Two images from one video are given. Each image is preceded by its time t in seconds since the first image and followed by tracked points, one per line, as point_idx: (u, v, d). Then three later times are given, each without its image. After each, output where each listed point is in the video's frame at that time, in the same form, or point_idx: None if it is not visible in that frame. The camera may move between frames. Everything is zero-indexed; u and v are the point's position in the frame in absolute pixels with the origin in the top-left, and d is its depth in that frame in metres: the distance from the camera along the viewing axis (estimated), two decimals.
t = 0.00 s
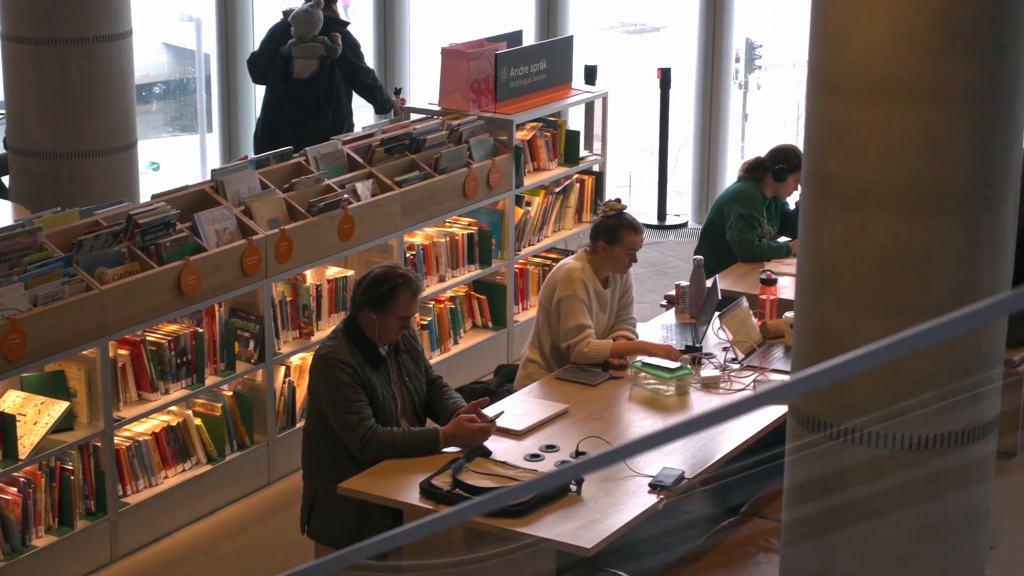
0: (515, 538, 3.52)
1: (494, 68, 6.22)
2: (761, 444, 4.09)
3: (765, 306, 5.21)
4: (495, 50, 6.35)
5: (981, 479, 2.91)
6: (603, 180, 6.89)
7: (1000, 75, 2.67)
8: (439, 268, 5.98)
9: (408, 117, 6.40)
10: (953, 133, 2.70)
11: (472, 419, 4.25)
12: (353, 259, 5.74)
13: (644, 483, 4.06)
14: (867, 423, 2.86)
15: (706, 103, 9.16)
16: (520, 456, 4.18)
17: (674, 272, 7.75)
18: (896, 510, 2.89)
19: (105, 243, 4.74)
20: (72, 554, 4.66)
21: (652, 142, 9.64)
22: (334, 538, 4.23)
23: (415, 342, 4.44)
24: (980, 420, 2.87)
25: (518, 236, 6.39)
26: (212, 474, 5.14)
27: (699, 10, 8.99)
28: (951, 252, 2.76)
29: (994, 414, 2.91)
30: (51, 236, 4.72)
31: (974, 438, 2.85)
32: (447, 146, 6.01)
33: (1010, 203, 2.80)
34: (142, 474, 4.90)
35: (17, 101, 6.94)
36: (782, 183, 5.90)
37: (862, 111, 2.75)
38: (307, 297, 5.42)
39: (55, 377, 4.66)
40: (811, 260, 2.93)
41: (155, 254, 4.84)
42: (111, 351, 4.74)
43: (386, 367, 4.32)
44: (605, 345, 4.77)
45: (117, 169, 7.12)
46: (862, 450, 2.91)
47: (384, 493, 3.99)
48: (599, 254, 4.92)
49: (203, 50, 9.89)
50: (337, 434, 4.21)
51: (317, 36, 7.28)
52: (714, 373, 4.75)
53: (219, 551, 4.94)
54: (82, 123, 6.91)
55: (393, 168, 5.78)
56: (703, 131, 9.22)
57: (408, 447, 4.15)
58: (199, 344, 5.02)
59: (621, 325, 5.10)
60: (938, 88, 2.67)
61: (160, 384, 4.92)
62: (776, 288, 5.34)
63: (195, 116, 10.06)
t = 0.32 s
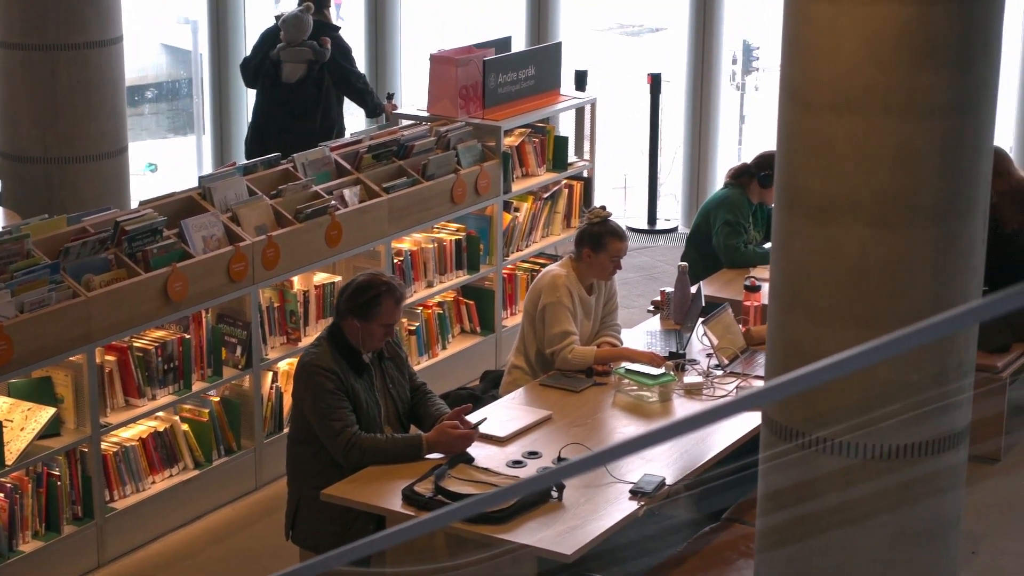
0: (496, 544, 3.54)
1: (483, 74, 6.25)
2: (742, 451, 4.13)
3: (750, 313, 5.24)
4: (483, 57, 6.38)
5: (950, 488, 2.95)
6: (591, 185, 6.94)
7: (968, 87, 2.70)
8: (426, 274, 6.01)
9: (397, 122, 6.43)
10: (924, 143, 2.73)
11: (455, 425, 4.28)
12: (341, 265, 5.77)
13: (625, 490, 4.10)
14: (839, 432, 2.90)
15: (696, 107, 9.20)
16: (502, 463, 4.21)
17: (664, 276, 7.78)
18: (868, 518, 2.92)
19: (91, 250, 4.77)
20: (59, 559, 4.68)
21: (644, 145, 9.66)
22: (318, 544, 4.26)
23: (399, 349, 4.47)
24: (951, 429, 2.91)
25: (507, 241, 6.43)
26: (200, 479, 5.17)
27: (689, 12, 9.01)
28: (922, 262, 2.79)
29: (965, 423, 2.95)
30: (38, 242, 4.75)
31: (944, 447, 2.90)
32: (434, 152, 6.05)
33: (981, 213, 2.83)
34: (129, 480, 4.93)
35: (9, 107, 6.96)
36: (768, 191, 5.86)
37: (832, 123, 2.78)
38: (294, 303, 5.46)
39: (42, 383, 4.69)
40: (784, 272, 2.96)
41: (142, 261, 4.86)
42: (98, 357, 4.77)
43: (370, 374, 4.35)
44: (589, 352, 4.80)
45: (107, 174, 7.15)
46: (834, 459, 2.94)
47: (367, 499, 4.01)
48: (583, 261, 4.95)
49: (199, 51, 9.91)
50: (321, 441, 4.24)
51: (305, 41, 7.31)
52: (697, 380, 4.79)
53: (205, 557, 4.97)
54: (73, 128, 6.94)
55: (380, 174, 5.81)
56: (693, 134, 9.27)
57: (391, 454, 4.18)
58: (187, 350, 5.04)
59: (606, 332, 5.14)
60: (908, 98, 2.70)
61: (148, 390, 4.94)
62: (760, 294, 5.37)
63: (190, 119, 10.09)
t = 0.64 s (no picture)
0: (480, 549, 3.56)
1: (472, 80, 6.29)
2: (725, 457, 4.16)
3: (735, 320, 5.27)
4: (473, 63, 6.41)
5: (923, 497, 2.99)
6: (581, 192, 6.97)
7: (939, 100, 2.73)
8: (416, 279, 6.04)
9: (388, 129, 6.46)
10: (895, 156, 2.75)
11: (440, 432, 4.31)
12: (330, 270, 5.79)
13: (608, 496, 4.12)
14: (814, 441, 2.92)
15: (687, 110, 9.24)
16: (487, 468, 4.24)
17: (656, 280, 7.81)
18: (841, 526, 2.95)
19: (80, 256, 4.79)
20: (47, 563, 4.71)
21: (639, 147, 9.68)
22: (304, 549, 4.28)
23: (385, 356, 4.50)
24: (925, 439, 2.93)
25: (496, 247, 6.46)
26: (188, 484, 5.19)
27: (680, 13, 9.06)
28: (895, 273, 2.81)
29: (937, 433, 2.97)
30: (27, 250, 4.77)
31: (918, 456, 2.92)
32: (424, 158, 6.07)
33: (954, 224, 2.85)
34: (118, 485, 4.96)
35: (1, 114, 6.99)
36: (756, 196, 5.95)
37: (805, 136, 2.80)
38: (283, 309, 5.48)
39: (31, 390, 4.71)
40: (759, 284, 2.98)
41: (130, 267, 4.89)
42: (86, 363, 4.79)
43: (355, 381, 4.38)
44: (575, 358, 4.83)
45: (98, 181, 7.16)
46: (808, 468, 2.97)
47: (352, 506, 4.03)
48: (570, 268, 4.97)
49: (196, 53, 9.88)
50: (307, 447, 4.26)
51: (290, 45, 7.34)
52: (683, 386, 4.82)
53: (193, 562, 5.00)
54: (63, 134, 6.96)
55: (370, 180, 5.84)
56: (683, 136, 9.30)
57: (377, 460, 4.21)
58: (175, 356, 5.07)
59: (592, 338, 5.17)
60: (880, 112, 2.73)
61: (136, 395, 4.97)
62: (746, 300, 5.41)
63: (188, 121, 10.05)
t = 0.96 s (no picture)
0: (464, 554, 3.59)
1: (463, 85, 6.31)
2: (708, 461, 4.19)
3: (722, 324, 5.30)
4: (464, 68, 6.44)
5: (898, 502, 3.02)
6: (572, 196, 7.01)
7: (911, 113, 2.75)
8: (407, 283, 6.07)
9: (379, 133, 6.49)
10: (870, 169, 2.77)
11: (426, 437, 4.33)
12: (321, 275, 5.82)
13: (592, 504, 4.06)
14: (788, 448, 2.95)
15: (681, 113, 9.28)
16: (472, 474, 4.26)
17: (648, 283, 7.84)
18: (816, 533, 2.98)
19: (70, 262, 4.80)
20: (38, 566, 4.73)
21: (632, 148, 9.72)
22: (291, 553, 4.31)
23: (371, 362, 4.53)
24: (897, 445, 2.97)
25: (488, 251, 6.49)
26: (178, 488, 5.22)
27: (674, 13, 9.10)
28: (869, 284, 2.84)
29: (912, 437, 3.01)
30: (16, 256, 4.79)
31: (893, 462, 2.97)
32: (414, 163, 6.10)
33: (925, 234, 2.88)
34: (108, 489, 4.98)
35: None
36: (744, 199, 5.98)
37: (779, 148, 2.82)
38: (273, 314, 5.51)
39: (21, 394, 4.73)
40: (735, 293, 3.01)
41: (120, 273, 4.91)
42: (76, 368, 4.82)
43: (342, 387, 4.40)
44: (562, 363, 4.86)
45: (92, 185, 7.20)
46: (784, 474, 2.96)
47: (338, 511, 4.06)
48: (557, 273, 5.00)
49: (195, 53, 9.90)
50: (293, 452, 4.29)
51: (272, 49, 7.41)
52: (669, 391, 4.85)
53: (182, 566, 5.03)
54: (57, 138, 6.99)
55: (360, 185, 5.87)
56: (677, 139, 9.34)
57: (364, 465, 4.23)
58: (165, 361, 5.09)
59: (579, 343, 5.20)
60: (855, 125, 2.75)
61: (126, 400, 4.99)
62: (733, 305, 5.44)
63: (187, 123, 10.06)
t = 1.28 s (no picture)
0: (447, 558, 3.62)
1: (454, 90, 6.33)
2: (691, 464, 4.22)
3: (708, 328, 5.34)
4: (454, 72, 6.47)
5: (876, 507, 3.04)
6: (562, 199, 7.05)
7: (883, 126, 2.78)
8: (397, 287, 6.11)
9: (369, 137, 6.52)
10: (844, 181, 2.80)
11: (411, 441, 4.36)
12: (311, 279, 5.86)
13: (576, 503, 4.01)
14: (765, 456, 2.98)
15: (673, 115, 9.31)
16: (457, 478, 4.30)
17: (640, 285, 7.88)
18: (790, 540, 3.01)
19: (59, 267, 4.83)
20: (28, 569, 4.76)
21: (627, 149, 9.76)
22: (279, 555, 4.34)
23: (358, 366, 4.57)
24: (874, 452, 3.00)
25: (478, 254, 6.52)
26: (167, 491, 5.25)
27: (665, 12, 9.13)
28: (843, 294, 2.87)
29: (884, 447, 3.07)
30: (6, 260, 4.82)
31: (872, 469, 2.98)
32: (404, 167, 6.13)
33: (898, 244, 2.92)
34: (97, 492, 5.01)
35: None
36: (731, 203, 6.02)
37: (752, 159, 2.84)
38: (262, 318, 5.55)
39: (11, 398, 4.76)
40: (710, 302, 3.04)
41: (110, 277, 4.94)
42: (65, 372, 4.85)
43: (328, 392, 4.44)
44: (548, 367, 4.89)
45: (84, 188, 7.23)
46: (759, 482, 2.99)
47: (324, 515, 4.09)
48: (544, 278, 5.04)
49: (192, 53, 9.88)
50: (280, 456, 4.31)
51: (259, 53, 7.48)
52: (655, 395, 4.88)
53: (172, 568, 5.06)
54: (49, 142, 7.03)
55: (350, 190, 5.90)
56: (669, 140, 9.37)
57: (350, 469, 4.27)
58: (154, 364, 5.13)
59: (566, 347, 5.24)
60: (828, 137, 2.77)
61: (116, 404, 5.02)
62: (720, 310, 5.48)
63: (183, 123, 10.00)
